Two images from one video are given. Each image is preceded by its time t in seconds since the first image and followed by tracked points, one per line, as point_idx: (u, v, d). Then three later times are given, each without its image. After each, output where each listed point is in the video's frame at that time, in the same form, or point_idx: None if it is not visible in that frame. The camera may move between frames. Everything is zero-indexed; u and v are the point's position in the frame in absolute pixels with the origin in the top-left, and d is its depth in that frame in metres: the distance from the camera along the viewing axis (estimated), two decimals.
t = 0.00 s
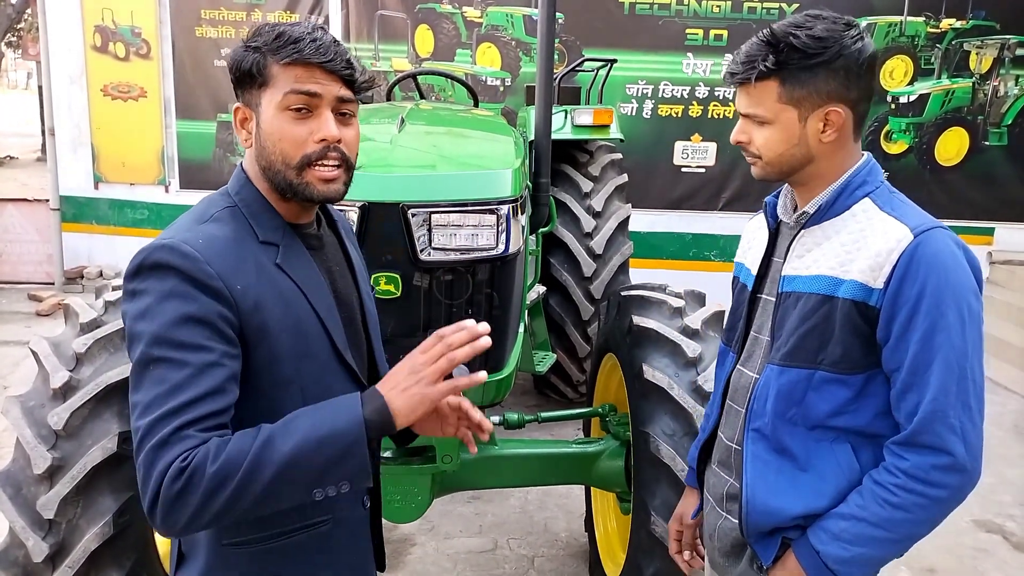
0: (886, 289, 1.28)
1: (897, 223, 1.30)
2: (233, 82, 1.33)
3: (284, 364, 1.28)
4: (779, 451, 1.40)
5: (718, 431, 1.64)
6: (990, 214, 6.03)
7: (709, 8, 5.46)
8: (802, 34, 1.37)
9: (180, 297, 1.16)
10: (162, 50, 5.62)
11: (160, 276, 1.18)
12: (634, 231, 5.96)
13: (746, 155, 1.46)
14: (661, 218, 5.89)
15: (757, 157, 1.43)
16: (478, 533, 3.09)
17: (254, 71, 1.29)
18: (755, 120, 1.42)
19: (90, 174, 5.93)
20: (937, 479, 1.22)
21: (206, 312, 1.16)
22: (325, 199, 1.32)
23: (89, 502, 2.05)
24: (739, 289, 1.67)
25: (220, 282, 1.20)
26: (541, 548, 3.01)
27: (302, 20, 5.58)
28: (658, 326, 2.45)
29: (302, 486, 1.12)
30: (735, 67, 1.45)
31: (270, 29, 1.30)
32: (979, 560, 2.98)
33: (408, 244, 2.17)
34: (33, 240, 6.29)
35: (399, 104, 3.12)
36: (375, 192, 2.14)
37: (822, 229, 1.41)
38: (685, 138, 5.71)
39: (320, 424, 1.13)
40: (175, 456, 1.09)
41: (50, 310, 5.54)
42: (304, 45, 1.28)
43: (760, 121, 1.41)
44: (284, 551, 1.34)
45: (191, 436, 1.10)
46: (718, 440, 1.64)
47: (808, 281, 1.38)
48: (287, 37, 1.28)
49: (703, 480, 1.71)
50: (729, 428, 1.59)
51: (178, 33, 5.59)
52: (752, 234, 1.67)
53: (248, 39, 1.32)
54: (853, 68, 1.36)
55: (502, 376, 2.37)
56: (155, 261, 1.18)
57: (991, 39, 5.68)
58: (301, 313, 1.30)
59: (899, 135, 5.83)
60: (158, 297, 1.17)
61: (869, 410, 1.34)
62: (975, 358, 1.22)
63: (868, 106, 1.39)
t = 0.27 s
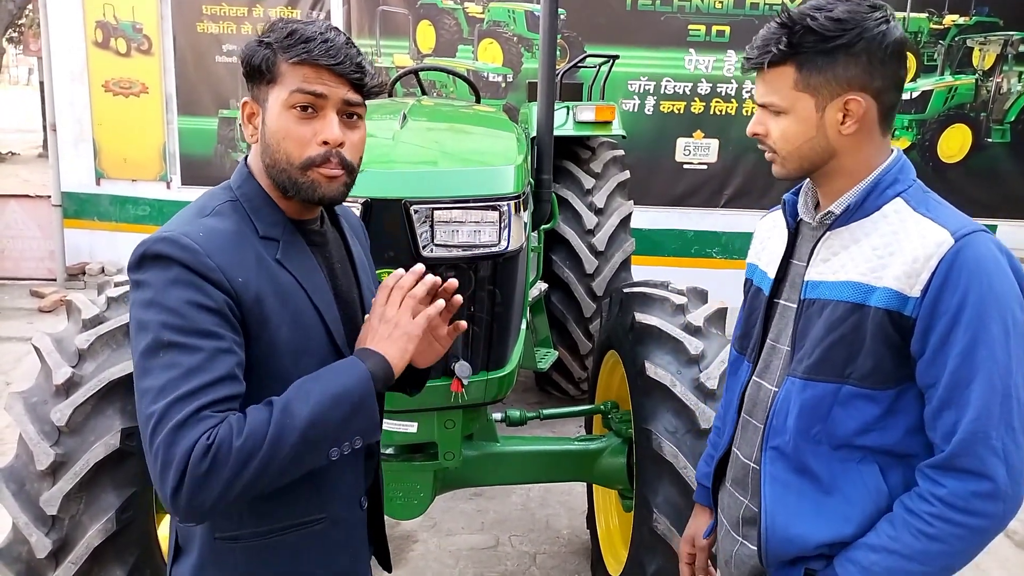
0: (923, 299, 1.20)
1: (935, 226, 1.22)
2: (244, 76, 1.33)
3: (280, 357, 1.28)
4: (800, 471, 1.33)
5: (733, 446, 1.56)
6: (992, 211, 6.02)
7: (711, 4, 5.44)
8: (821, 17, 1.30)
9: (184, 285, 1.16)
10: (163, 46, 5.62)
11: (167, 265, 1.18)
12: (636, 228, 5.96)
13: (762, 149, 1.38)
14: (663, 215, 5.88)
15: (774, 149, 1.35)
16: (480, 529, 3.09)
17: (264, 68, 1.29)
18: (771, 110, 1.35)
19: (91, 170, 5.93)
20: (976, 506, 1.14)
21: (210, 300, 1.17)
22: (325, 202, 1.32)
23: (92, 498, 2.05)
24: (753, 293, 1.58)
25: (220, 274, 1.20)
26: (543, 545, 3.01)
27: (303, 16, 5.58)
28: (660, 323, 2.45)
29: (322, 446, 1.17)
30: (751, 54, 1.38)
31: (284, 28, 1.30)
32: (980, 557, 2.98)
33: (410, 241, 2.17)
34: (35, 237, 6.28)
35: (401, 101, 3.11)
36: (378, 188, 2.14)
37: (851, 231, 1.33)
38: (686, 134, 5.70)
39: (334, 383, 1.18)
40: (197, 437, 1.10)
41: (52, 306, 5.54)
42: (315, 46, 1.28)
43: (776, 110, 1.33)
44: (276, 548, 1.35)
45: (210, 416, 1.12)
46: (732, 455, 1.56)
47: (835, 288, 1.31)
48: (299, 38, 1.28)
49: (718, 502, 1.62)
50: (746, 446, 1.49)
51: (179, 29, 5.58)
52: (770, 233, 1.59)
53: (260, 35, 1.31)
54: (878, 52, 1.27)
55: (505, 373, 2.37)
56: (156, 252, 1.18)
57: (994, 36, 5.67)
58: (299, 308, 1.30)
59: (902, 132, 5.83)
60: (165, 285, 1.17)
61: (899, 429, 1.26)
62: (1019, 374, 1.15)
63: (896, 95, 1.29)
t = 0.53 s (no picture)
0: (954, 313, 1.15)
1: (969, 235, 1.18)
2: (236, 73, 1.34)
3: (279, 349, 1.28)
4: (816, 493, 1.30)
5: (745, 461, 1.53)
6: (995, 209, 6.01)
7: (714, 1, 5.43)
8: (840, 6, 1.27)
9: (183, 275, 1.17)
10: (166, 42, 5.62)
11: (166, 254, 1.19)
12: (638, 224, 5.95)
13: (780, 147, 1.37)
14: (665, 211, 5.88)
15: (792, 147, 1.33)
16: (481, 525, 3.09)
17: (255, 58, 1.30)
18: (789, 106, 1.34)
19: (94, 165, 5.93)
20: (1008, 540, 1.10)
21: (207, 290, 1.17)
22: (341, 175, 1.31)
23: (95, 491, 2.06)
24: (768, 297, 1.55)
25: (224, 262, 1.21)
26: (544, 540, 3.02)
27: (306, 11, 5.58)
28: (662, 319, 2.45)
29: (249, 472, 1.04)
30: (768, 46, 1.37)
31: (265, 18, 1.31)
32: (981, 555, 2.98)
33: (413, 236, 2.17)
34: (38, 231, 6.29)
35: (404, 96, 3.11)
36: (381, 184, 2.14)
37: (876, 237, 1.29)
38: (689, 131, 5.70)
39: (264, 404, 1.05)
40: (152, 424, 1.07)
41: (54, 301, 5.55)
42: (299, 25, 1.29)
43: (794, 106, 1.32)
44: (274, 543, 1.35)
45: (167, 405, 1.08)
46: (744, 471, 1.53)
47: (859, 299, 1.27)
48: (283, 20, 1.29)
49: (729, 520, 1.59)
50: (759, 463, 1.46)
51: (183, 24, 5.58)
52: (789, 233, 1.55)
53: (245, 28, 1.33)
54: (901, 43, 1.24)
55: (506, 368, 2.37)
56: (159, 242, 1.19)
57: (999, 33, 5.66)
58: (305, 298, 1.31)
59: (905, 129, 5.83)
60: (162, 272, 1.18)
61: (922, 451, 1.22)
62: None
63: (922, 92, 1.26)
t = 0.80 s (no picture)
0: (971, 333, 1.12)
1: (989, 251, 1.14)
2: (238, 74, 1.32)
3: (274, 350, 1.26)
4: (829, 521, 1.28)
5: (757, 481, 1.51)
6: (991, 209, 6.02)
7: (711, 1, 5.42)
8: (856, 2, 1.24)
9: (173, 271, 1.17)
10: (161, 44, 5.59)
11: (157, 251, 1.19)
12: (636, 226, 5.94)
13: (790, 148, 1.32)
14: (662, 213, 5.87)
15: (803, 148, 1.29)
16: (479, 529, 3.08)
17: (258, 64, 1.27)
18: (801, 107, 1.30)
19: (89, 169, 5.90)
20: None
21: (197, 282, 1.16)
22: (326, 191, 1.29)
23: (90, 497, 2.04)
24: (780, 307, 1.54)
25: (213, 257, 1.20)
26: (543, 544, 3.00)
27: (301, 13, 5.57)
28: (660, 321, 2.44)
29: (212, 447, 1.02)
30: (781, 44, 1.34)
31: (276, 23, 1.29)
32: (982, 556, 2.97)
33: (409, 238, 2.15)
34: (33, 235, 6.25)
35: (400, 98, 3.09)
36: (377, 185, 2.12)
37: (890, 251, 1.26)
38: (686, 132, 5.69)
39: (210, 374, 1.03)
40: (148, 414, 1.08)
41: (49, 305, 5.52)
42: (308, 40, 1.27)
43: (805, 106, 1.29)
44: (265, 546, 1.33)
45: (162, 393, 1.08)
46: (757, 493, 1.51)
47: (872, 317, 1.24)
48: (290, 32, 1.27)
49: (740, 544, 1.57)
50: (772, 485, 1.45)
51: (177, 27, 5.56)
52: (805, 240, 1.52)
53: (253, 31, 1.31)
54: (919, 42, 1.20)
55: (504, 371, 2.36)
56: (150, 242, 1.18)
57: (994, 33, 5.66)
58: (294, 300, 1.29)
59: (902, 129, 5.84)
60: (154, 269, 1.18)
61: (940, 479, 1.19)
62: None
63: (941, 94, 1.21)
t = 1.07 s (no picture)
0: (971, 347, 1.11)
1: (994, 262, 1.12)
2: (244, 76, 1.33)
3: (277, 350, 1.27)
4: (821, 526, 1.27)
5: (753, 483, 1.52)
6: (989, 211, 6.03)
7: (709, 4, 5.44)
8: None
9: (180, 276, 1.17)
10: (161, 47, 5.60)
11: (164, 256, 1.19)
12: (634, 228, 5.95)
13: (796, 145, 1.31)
14: (661, 215, 5.88)
15: (810, 144, 1.28)
16: (478, 530, 3.09)
17: (264, 67, 1.28)
18: (809, 101, 1.28)
19: (89, 171, 5.92)
20: None
21: (205, 287, 1.17)
22: (333, 195, 1.32)
23: (90, 499, 2.04)
24: (783, 307, 1.55)
25: (221, 262, 1.21)
26: (542, 545, 3.01)
27: (301, 16, 5.58)
28: (659, 322, 2.45)
29: (208, 494, 1.03)
30: (793, 34, 1.32)
31: (282, 25, 1.29)
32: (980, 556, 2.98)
33: (409, 240, 2.16)
34: (33, 238, 6.25)
35: (399, 101, 3.11)
36: (377, 187, 2.13)
37: (893, 257, 1.25)
38: (685, 134, 5.70)
39: (208, 426, 1.01)
40: (152, 424, 1.09)
41: (49, 307, 5.53)
42: (312, 41, 1.27)
43: (814, 100, 1.27)
44: (265, 546, 1.34)
45: (167, 403, 1.09)
46: (753, 494, 1.51)
47: (872, 325, 1.24)
48: (295, 33, 1.27)
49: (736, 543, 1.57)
50: (767, 488, 1.45)
51: (177, 30, 5.57)
52: (811, 240, 1.53)
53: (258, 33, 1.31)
54: (935, 38, 1.18)
55: (504, 372, 2.37)
56: (158, 245, 1.19)
57: (992, 36, 5.69)
58: (300, 303, 1.30)
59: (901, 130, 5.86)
60: (160, 274, 1.18)
61: (935, 490, 1.18)
62: None
63: (953, 94, 1.19)
